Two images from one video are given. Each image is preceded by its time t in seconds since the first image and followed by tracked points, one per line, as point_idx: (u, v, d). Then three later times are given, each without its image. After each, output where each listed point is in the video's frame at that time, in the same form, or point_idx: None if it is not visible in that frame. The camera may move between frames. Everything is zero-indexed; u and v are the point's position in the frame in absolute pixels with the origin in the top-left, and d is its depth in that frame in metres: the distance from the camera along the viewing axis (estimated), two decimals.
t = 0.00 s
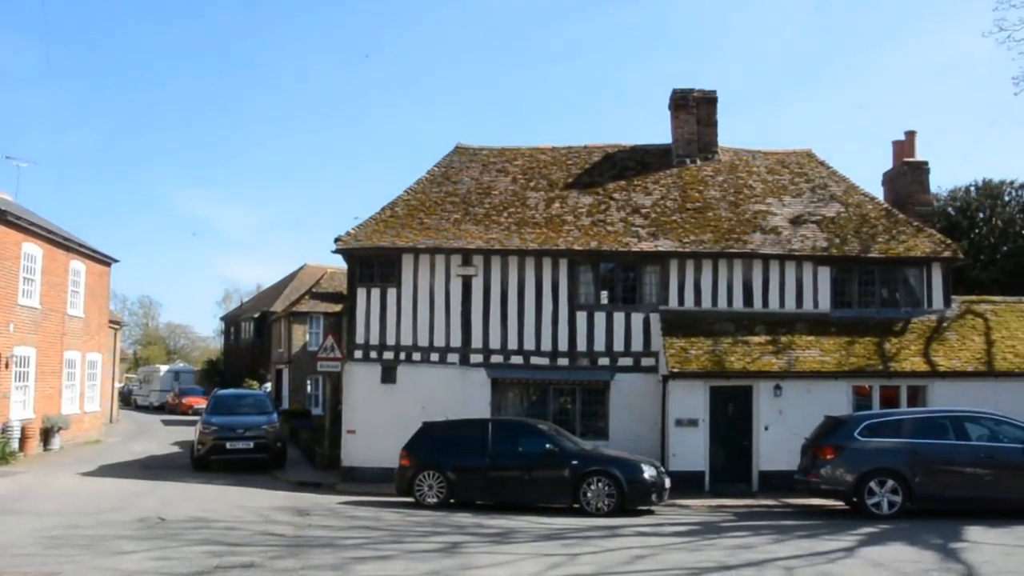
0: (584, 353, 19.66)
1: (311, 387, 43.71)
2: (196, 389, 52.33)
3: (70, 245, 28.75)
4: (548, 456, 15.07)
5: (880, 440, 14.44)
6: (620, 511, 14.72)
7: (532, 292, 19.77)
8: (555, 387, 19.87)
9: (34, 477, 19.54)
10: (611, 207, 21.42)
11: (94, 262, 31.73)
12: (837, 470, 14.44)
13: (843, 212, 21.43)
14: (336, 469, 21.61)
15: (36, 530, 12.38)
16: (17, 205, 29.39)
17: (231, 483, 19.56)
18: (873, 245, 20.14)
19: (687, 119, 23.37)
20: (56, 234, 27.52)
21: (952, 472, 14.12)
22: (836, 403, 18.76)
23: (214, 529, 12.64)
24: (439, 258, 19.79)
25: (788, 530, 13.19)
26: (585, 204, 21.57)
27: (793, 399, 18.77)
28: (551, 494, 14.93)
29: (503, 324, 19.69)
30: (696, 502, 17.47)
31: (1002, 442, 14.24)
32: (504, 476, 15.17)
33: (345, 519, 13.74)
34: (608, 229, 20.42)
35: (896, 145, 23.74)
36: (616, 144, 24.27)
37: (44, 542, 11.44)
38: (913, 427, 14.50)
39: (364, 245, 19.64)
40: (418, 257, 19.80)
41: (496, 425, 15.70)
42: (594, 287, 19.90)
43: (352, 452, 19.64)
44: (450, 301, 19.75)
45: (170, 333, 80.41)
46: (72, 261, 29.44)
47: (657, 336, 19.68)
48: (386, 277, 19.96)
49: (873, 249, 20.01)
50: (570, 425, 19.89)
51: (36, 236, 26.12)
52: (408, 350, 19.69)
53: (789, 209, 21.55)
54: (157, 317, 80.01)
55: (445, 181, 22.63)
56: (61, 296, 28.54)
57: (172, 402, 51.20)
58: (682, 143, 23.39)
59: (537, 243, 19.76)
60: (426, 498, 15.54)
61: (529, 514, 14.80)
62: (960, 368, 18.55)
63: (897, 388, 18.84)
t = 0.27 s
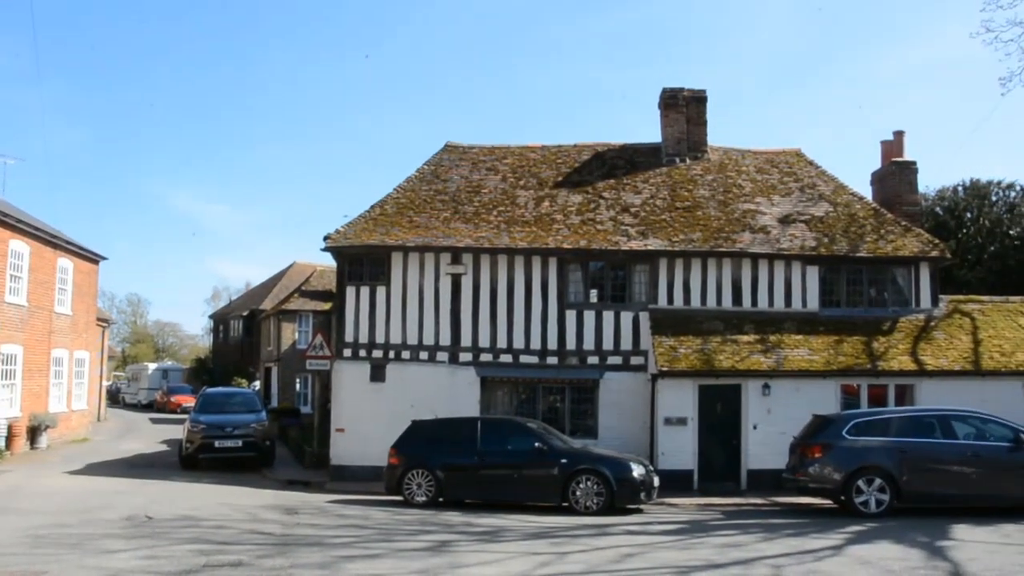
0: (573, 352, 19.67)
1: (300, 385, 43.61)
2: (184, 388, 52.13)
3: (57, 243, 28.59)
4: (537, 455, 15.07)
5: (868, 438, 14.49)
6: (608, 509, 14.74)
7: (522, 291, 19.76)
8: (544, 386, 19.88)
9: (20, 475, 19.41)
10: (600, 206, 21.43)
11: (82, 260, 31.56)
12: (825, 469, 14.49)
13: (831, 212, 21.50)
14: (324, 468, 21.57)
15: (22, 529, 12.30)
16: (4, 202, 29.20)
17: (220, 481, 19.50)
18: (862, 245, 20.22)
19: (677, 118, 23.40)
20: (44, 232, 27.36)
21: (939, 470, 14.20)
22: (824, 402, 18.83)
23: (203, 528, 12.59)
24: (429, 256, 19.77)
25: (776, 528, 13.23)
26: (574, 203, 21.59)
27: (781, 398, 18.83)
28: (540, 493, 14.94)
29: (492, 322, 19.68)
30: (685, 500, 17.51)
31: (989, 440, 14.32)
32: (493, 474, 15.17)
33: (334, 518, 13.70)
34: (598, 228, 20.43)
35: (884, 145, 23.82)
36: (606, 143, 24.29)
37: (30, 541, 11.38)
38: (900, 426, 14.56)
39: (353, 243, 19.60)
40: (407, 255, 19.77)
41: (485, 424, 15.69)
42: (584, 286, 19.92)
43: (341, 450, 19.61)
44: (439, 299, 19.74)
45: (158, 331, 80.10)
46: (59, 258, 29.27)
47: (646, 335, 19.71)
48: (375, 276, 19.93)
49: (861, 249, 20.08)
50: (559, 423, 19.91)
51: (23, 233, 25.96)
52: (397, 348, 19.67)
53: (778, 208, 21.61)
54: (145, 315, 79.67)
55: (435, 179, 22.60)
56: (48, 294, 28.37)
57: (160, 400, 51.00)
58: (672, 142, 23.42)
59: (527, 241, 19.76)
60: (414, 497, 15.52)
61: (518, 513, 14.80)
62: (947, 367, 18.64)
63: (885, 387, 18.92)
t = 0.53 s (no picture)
0: (564, 352, 19.69)
1: (291, 386, 43.54)
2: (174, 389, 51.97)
3: (46, 243, 28.47)
4: (528, 455, 15.07)
5: (857, 438, 14.54)
6: (599, 510, 14.76)
7: (513, 292, 19.77)
8: (535, 386, 19.88)
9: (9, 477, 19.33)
10: (591, 206, 21.46)
11: (71, 260, 31.43)
12: (815, 468, 14.53)
13: (821, 213, 21.57)
14: (315, 469, 21.54)
15: (11, 531, 12.25)
16: None
17: (210, 482, 19.45)
18: (852, 245, 20.29)
19: (668, 119, 23.45)
20: (32, 232, 27.24)
21: (928, 470, 14.26)
22: (814, 402, 18.89)
23: (192, 529, 12.56)
24: (420, 256, 19.75)
25: (766, 528, 13.27)
26: (565, 203, 21.61)
27: (771, 398, 18.88)
28: (530, 493, 14.95)
29: (483, 323, 19.68)
30: (675, 500, 17.55)
31: (977, 440, 14.39)
32: (484, 475, 15.16)
33: (325, 519, 13.68)
34: (589, 228, 20.45)
35: (874, 146, 23.90)
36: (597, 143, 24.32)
37: (19, 543, 11.33)
38: (890, 426, 14.62)
39: (343, 244, 19.58)
40: (398, 256, 19.75)
41: (475, 424, 15.69)
42: (574, 286, 19.94)
43: (332, 451, 19.58)
44: (430, 299, 19.73)
45: (148, 332, 79.85)
46: (48, 259, 29.14)
47: (637, 335, 19.74)
48: (366, 276, 19.91)
49: (851, 249, 20.15)
50: (550, 424, 19.92)
51: (12, 234, 25.84)
52: (388, 349, 19.65)
53: (768, 209, 21.67)
54: (135, 316, 79.39)
55: (425, 179, 22.59)
56: (37, 295, 28.25)
57: (150, 401, 50.83)
58: (662, 143, 23.47)
59: (517, 242, 19.76)
60: (405, 497, 15.50)
61: (509, 513, 14.81)
62: (936, 368, 18.71)
63: (875, 387, 18.99)
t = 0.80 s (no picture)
0: (556, 350, 19.70)
1: (283, 384, 43.46)
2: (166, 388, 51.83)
3: (36, 242, 28.35)
4: (520, 453, 15.08)
5: (849, 435, 14.59)
6: (591, 507, 14.78)
7: (504, 290, 19.77)
8: (527, 384, 19.89)
9: None
10: (582, 204, 21.47)
11: (61, 259, 31.30)
12: (806, 465, 14.57)
13: (812, 210, 21.62)
14: (307, 467, 21.51)
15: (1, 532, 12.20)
16: None
17: (202, 482, 19.41)
18: (843, 242, 20.35)
19: (659, 117, 23.48)
20: (22, 231, 27.12)
21: (919, 466, 14.32)
22: (806, 399, 18.94)
23: (184, 528, 12.52)
24: (411, 254, 19.74)
25: (758, 524, 13.30)
26: (557, 201, 21.61)
27: (763, 395, 18.93)
28: (523, 491, 14.96)
29: (475, 321, 19.68)
30: (668, 497, 17.58)
31: (968, 436, 14.45)
32: (476, 473, 15.17)
33: (317, 518, 13.65)
34: (580, 226, 20.46)
35: (865, 143, 23.96)
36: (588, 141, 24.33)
37: (9, 544, 11.28)
38: (881, 422, 14.67)
39: (335, 242, 19.54)
40: (389, 254, 19.73)
41: (467, 422, 15.68)
42: (566, 284, 19.95)
43: (324, 450, 19.56)
44: (422, 297, 19.71)
45: (139, 331, 79.61)
46: (38, 258, 29.02)
47: (629, 333, 19.76)
48: (357, 274, 19.87)
49: (842, 246, 20.21)
50: (543, 422, 19.93)
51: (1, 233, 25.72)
52: (380, 347, 19.64)
53: (759, 206, 21.71)
54: (126, 315, 79.13)
55: (417, 177, 22.57)
56: (27, 294, 28.12)
57: (141, 400, 50.68)
58: (654, 140, 23.50)
59: (509, 239, 19.76)
60: (397, 496, 15.49)
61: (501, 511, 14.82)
62: (927, 365, 18.78)
63: (866, 383, 19.05)
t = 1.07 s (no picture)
0: (546, 350, 19.70)
1: (273, 384, 43.36)
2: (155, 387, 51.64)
3: (25, 240, 28.20)
4: (509, 453, 15.07)
5: (838, 435, 14.63)
6: (581, 507, 14.79)
7: (495, 290, 19.76)
8: (517, 384, 19.88)
9: None
10: (573, 204, 21.48)
11: (50, 257, 31.14)
12: (796, 465, 14.60)
13: (803, 211, 21.67)
14: (297, 467, 21.47)
15: None
16: None
17: (191, 481, 19.34)
18: (833, 243, 20.41)
19: (650, 117, 23.51)
20: (10, 229, 26.97)
21: (908, 466, 14.37)
22: (795, 399, 18.99)
23: (173, 528, 12.47)
24: (402, 254, 19.71)
25: (747, 524, 13.33)
26: (547, 201, 21.61)
27: (753, 395, 18.97)
28: (513, 491, 14.96)
29: (466, 320, 19.66)
30: (658, 497, 17.61)
31: (956, 436, 14.51)
32: (466, 472, 15.15)
33: (306, 517, 13.62)
34: (571, 226, 20.46)
35: (855, 144, 24.04)
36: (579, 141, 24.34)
37: None
38: (870, 422, 14.72)
39: (325, 241, 19.49)
40: (380, 253, 19.70)
41: (457, 422, 15.67)
42: (557, 284, 19.95)
43: (314, 449, 19.52)
44: (412, 297, 19.69)
45: (128, 330, 79.31)
46: (26, 256, 28.87)
47: (619, 333, 19.77)
48: (348, 274, 19.83)
49: (832, 247, 20.27)
50: (533, 421, 19.93)
51: None
52: (370, 346, 19.60)
53: (749, 207, 21.76)
54: (115, 314, 78.81)
55: (408, 177, 22.54)
56: (15, 293, 27.97)
57: (130, 400, 50.48)
58: (645, 140, 23.53)
59: (500, 239, 19.75)
60: (387, 495, 15.47)
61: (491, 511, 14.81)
62: (916, 365, 18.85)
63: (855, 384, 19.12)
